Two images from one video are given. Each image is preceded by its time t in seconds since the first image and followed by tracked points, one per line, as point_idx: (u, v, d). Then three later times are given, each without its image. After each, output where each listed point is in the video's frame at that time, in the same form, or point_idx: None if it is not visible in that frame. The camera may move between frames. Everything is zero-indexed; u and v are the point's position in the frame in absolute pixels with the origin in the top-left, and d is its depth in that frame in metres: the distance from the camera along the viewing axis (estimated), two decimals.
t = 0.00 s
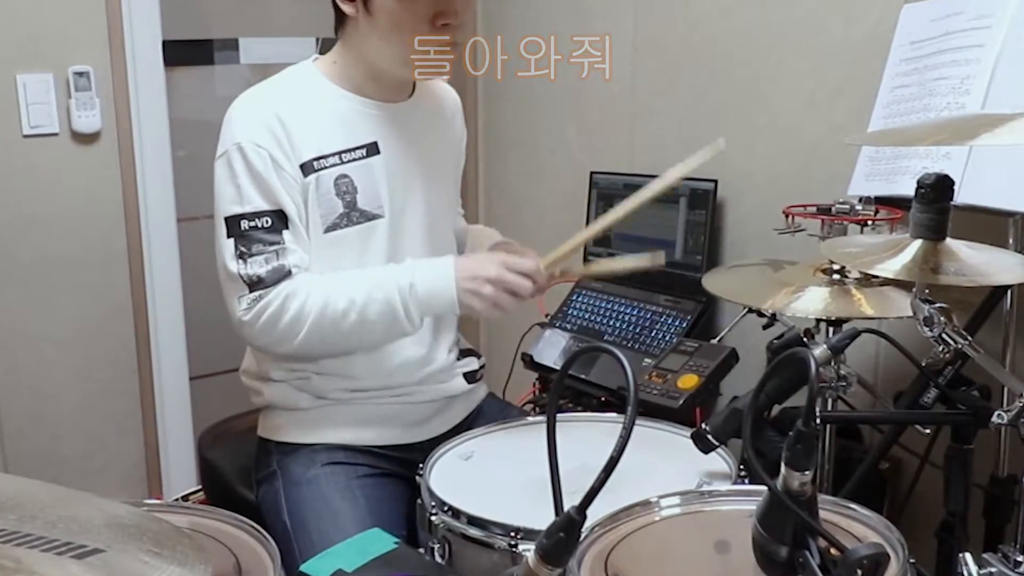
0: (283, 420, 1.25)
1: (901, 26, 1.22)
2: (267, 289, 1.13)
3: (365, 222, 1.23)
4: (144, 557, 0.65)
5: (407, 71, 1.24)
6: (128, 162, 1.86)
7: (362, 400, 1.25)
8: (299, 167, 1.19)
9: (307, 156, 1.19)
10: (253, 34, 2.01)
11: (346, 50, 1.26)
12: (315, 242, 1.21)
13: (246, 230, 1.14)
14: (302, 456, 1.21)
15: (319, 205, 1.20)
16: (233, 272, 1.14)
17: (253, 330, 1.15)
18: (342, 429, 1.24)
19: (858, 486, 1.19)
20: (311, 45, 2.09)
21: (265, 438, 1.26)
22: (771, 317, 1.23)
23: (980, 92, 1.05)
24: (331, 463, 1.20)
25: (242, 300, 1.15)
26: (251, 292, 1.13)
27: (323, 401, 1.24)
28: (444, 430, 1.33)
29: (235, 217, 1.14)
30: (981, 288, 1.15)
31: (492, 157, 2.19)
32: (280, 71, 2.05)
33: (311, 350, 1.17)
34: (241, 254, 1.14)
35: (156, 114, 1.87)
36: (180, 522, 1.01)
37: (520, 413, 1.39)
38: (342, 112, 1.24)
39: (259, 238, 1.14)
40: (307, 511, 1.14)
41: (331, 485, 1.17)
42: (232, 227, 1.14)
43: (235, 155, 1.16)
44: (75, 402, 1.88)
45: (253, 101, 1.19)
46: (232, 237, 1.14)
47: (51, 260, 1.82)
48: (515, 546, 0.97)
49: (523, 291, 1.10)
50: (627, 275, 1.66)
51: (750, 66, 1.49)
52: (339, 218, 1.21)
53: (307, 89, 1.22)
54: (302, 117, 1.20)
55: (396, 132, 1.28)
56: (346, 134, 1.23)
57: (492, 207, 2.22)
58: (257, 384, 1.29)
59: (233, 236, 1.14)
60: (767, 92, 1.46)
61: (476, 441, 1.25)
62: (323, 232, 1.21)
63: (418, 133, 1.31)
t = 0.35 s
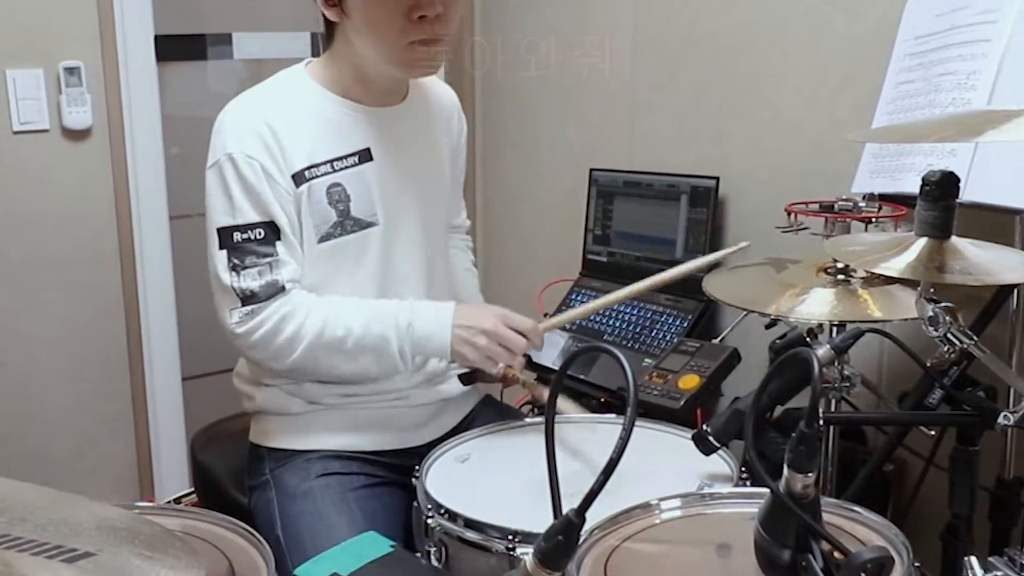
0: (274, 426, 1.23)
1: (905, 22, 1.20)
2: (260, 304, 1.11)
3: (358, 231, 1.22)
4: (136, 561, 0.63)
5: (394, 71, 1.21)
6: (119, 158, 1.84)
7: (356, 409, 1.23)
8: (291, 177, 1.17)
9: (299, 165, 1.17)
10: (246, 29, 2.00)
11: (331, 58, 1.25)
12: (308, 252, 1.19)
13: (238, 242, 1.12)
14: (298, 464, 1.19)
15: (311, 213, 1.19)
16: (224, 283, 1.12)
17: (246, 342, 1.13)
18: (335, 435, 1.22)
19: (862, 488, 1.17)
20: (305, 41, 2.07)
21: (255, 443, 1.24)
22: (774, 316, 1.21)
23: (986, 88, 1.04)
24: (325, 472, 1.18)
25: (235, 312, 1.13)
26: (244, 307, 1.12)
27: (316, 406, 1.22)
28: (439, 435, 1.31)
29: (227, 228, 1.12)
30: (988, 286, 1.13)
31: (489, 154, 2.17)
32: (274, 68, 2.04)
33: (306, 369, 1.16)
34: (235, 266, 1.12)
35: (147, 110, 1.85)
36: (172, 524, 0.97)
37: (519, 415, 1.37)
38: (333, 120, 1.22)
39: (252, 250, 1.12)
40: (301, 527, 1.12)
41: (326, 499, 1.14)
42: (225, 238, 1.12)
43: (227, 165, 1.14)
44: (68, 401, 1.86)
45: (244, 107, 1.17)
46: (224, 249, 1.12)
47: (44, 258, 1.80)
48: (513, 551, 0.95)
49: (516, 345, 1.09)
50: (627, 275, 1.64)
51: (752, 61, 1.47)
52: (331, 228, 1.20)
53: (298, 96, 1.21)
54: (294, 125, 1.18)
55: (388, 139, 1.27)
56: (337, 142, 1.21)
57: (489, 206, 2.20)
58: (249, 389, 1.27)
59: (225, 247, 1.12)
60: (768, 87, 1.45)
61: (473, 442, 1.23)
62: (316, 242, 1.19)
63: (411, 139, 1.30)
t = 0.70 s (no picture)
0: (270, 426, 1.21)
1: (910, 16, 1.18)
2: (270, 299, 1.09)
3: (350, 222, 1.20)
4: (127, 564, 0.61)
5: (388, 73, 1.19)
6: (110, 155, 1.82)
7: (353, 408, 1.21)
8: (285, 165, 1.15)
9: (291, 154, 1.16)
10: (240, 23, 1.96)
11: (329, 50, 1.22)
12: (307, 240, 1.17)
13: (242, 230, 1.10)
14: (293, 463, 1.18)
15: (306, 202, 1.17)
16: (234, 274, 1.10)
17: (258, 334, 1.10)
18: (329, 432, 1.20)
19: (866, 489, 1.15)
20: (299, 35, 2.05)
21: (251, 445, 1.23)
22: (777, 315, 1.19)
23: (991, 83, 1.02)
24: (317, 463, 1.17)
25: (242, 302, 1.10)
26: (253, 295, 1.09)
27: (309, 404, 1.20)
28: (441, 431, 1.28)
29: (229, 218, 1.11)
30: (995, 285, 1.11)
31: (486, 151, 2.15)
32: (267, 61, 2.01)
33: (314, 367, 1.13)
34: (240, 255, 1.10)
35: (138, 107, 1.84)
36: (164, 525, 0.94)
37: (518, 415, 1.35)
38: (324, 110, 1.20)
39: (258, 237, 1.10)
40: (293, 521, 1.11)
41: (320, 498, 1.14)
42: (226, 229, 1.10)
43: (219, 157, 1.12)
44: (61, 401, 1.84)
45: (233, 98, 1.16)
46: (229, 238, 1.10)
47: (37, 256, 1.78)
48: (511, 554, 0.93)
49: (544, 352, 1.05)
50: (627, 273, 1.62)
51: (754, 57, 1.45)
52: (326, 217, 1.18)
53: (289, 86, 1.19)
54: (284, 114, 1.17)
55: (381, 128, 1.25)
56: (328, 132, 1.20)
57: (486, 203, 2.18)
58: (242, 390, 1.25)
59: (229, 237, 1.10)
60: (770, 84, 1.43)
61: (471, 443, 1.21)
62: (313, 231, 1.17)
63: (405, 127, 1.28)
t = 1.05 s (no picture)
0: (269, 423, 1.19)
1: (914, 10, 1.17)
2: (304, 242, 1.00)
3: (359, 198, 1.17)
4: (121, 567, 0.59)
5: (388, 48, 1.18)
6: (102, 152, 1.80)
7: (353, 409, 1.19)
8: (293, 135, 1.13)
9: (299, 125, 1.14)
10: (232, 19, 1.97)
11: (325, 33, 1.21)
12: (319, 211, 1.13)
13: (264, 191, 1.03)
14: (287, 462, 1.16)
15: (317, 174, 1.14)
16: (263, 238, 1.03)
17: (301, 294, 1.02)
18: (332, 436, 1.18)
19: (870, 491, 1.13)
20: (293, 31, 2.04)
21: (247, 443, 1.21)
22: (779, 315, 1.18)
23: (998, 79, 1.00)
24: (315, 465, 1.16)
25: (281, 263, 1.02)
26: (287, 249, 1.01)
27: (310, 401, 1.18)
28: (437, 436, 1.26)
29: (251, 183, 1.04)
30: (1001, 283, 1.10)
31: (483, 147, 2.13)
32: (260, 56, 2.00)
33: (359, 305, 1.04)
34: (267, 216, 1.03)
35: (131, 103, 1.82)
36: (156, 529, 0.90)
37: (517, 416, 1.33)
38: (327, 90, 1.19)
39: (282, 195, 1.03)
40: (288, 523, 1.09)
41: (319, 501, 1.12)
42: (248, 193, 1.04)
43: (227, 129, 1.08)
44: (55, 401, 1.83)
45: (236, 78, 1.13)
46: (252, 204, 1.04)
47: (29, 254, 1.77)
48: (509, 557, 0.91)
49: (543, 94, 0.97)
50: (628, 272, 1.60)
51: (753, 53, 1.44)
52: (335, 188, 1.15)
53: (292, 67, 1.18)
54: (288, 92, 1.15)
55: (382, 107, 1.24)
56: (332, 111, 1.18)
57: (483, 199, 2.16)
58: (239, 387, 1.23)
59: (252, 202, 1.04)
60: (770, 80, 1.41)
61: (469, 444, 1.20)
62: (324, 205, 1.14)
63: (405, 109, 1.27)
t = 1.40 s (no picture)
0: (258, 423, 1.17)
1: (921, 5, 1.15)
2: (251, 286, 1.04)
3: (349, 215, 1.16)
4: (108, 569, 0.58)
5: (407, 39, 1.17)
6: (93, 148, 1.79)
7: (340, 404, 1.17)
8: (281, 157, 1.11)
9: (288, 146, 1.12)
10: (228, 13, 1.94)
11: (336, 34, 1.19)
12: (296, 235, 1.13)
13: (229, 225, 1.05)
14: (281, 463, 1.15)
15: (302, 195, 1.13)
16: (217, 270, 1.05)
17: (240, 329, 1.06)
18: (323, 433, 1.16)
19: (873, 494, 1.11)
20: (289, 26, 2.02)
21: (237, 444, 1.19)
22: (781, 314, 1.16)
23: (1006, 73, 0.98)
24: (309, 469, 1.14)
25: (228, 299, 1.06)
26: (235, 288, 1.05)
27: (300, 400, 1.17)
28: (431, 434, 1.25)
29: (216, 212, 1.06)
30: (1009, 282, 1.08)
31: (482, 145, 2.12)
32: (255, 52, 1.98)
33: (301, 354, 1.08)
34: (225, 250, 1.05)
35: (122, 99, 1.80)
36: (150, 533, 0.88)
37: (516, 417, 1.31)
38: (324, 96, 1.17)
39: (244, 233, 1.05)
40: (281, 526, 1.07)
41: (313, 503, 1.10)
42: (214, 224, 1.06)
43: (212, 146, 1.08)
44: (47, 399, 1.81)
45: (230, 87, 1.12)
46: (215, 235, 1.06)
47: (21, 251, 1.75)
48: (507, 560, 0.90)
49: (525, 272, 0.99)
50: (628, 270, 1.58)
51: (756, 48, 1.42)
52: (322, 210, 1.14)
53: (288, 74, 1.16)
54: (282, 104, 1.13)
55: (381, 114, 1.21)
56: (327, 122, 1.16)
57: (481, 197, 2.14)
58: (231, 388, 1.21)
59: (215, 233, 1.06)
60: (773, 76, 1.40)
61: (465, 447, 1.18)
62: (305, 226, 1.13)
63: (405, 118, 1.25)
